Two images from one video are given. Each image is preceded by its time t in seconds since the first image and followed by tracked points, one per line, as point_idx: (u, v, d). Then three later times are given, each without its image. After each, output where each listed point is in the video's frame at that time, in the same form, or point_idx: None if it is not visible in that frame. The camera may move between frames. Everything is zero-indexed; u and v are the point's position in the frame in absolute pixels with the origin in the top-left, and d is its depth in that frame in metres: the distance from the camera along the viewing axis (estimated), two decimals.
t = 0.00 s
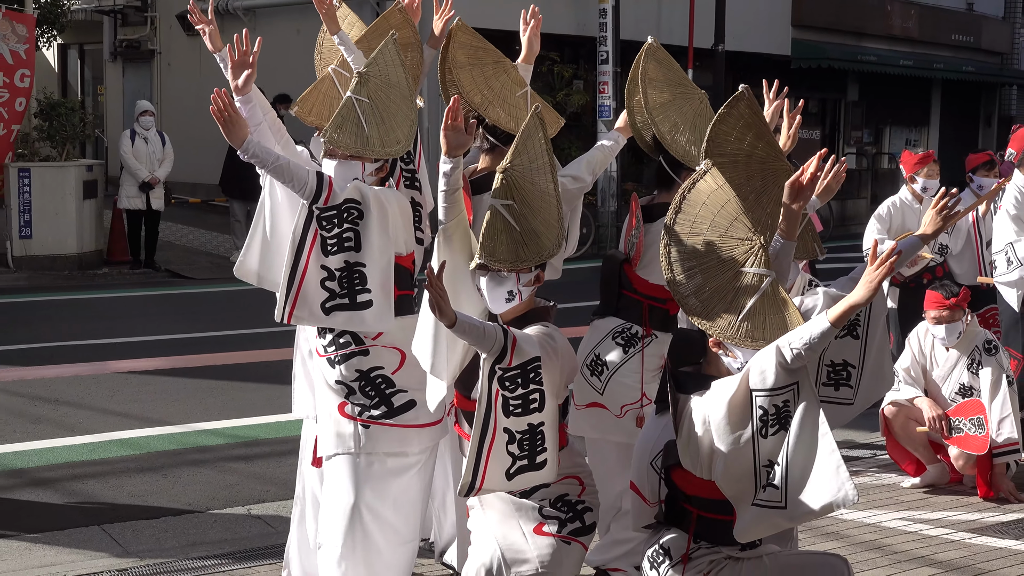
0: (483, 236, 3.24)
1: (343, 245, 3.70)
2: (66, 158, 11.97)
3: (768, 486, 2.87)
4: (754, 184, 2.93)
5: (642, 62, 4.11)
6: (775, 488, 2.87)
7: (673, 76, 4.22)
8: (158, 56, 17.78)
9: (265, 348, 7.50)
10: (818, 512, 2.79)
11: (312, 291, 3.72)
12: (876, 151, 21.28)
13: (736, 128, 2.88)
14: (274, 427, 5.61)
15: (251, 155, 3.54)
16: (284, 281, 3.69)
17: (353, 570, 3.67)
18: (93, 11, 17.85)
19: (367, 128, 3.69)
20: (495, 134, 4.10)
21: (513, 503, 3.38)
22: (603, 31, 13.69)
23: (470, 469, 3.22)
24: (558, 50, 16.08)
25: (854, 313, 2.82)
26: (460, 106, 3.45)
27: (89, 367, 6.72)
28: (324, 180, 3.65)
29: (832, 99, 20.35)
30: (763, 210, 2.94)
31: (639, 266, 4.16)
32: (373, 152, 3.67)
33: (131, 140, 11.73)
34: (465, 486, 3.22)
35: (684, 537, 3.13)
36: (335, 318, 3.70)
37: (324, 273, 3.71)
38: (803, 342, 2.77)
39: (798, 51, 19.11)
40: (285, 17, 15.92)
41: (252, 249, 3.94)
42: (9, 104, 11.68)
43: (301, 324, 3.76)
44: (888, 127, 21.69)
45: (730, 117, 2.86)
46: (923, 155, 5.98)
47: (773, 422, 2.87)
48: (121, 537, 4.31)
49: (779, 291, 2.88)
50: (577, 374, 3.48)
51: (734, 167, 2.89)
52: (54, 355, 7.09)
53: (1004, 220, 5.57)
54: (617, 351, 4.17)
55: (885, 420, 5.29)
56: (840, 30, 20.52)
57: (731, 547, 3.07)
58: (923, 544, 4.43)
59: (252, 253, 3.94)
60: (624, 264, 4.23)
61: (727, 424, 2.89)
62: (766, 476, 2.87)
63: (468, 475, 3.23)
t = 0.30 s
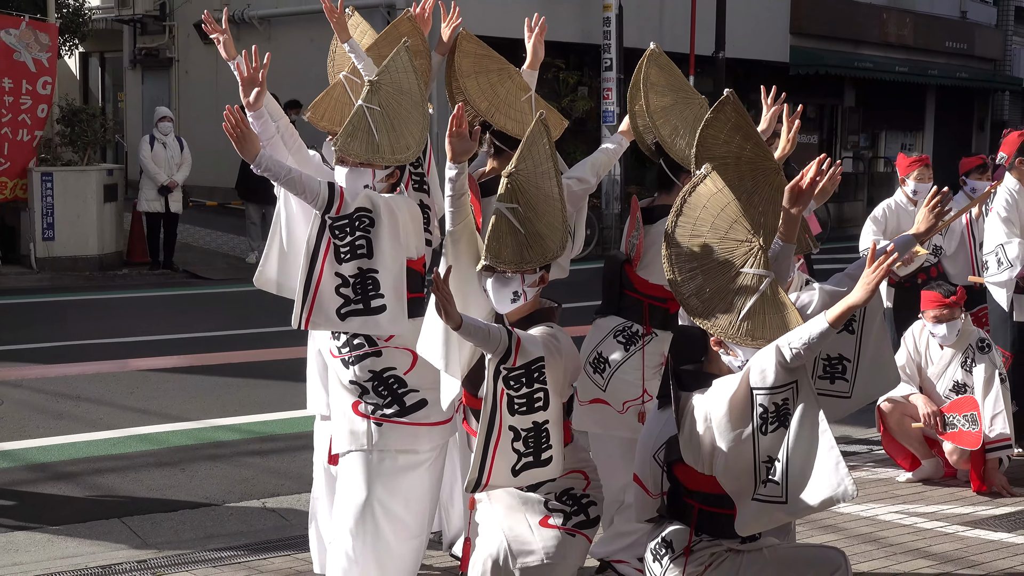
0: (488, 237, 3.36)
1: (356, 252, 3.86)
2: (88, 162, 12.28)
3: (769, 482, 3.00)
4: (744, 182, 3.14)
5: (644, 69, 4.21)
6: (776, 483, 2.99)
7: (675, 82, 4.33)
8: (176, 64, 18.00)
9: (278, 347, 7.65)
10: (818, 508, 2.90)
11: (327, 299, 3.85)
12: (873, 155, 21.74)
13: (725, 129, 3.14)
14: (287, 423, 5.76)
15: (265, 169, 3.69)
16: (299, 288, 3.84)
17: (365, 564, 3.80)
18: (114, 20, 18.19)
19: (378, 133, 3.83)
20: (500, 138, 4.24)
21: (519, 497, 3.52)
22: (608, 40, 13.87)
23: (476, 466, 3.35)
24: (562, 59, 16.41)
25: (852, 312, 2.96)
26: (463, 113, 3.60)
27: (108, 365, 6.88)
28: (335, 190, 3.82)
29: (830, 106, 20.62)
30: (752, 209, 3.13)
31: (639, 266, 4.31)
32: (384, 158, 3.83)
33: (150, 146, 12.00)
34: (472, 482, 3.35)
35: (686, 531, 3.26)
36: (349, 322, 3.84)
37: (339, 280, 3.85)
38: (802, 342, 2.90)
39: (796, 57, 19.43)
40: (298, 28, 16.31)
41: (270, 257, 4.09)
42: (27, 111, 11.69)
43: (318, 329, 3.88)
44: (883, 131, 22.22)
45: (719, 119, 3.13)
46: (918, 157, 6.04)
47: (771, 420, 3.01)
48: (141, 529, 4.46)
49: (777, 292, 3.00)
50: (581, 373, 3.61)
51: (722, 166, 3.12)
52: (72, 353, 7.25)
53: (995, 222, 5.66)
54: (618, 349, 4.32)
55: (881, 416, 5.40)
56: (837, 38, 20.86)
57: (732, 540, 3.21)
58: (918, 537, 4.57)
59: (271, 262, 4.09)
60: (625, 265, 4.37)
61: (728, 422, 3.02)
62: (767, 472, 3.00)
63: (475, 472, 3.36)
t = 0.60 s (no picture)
0: (498, 240, 3.50)
1: (368, 255, 3.97)
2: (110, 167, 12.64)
3: (773, 478, 3.12)
4: (744, 186, 3.26)
5: (644, 76, 4.35)
6: (779, 479, 3.11)
7: (675, 88, 4.49)
8: (195, 72, 18.48)
9: (293, 346, 7.82)
10: (819, 504, 3.01)
11: (341, 300, 3.96)
12: (870, 160, 22.39)
13: (727, 133, 3.25)
14: (303, 419, 5.92)
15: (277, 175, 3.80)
16: (313, 290, 3.93)
17: (379, 556, 3.91)
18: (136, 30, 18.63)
19: (391, 138, 3.97)
20: (506, 144, 4.39)
21: (528, 492, 3.64)
22: (613, 48, 14.02)
23: (485, 461, 3.49)
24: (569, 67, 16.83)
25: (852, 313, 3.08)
26: (471, 121, 3.70)
27: (129, 363, 7.05)
28: (347, 196, 3.92)
29: (830, 112, 21.42)
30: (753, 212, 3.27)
31: (641, 268, 4.43)
32: (397, 162, 3.95)
33: (171, 151, 12.37)
34: (478, 476, 3.49)
35: (690, 524, 3.40)
36: (363, 323, 3.95)
37: (352, 282, 3.96)
38: (804, 342, 3.02)
39: (796, 64, 19.91)
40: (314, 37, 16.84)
41: (288, 260, 4.23)
42: (50, 118, 12.23)
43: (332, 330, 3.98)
44: (881, 138, 22.86)
45: (721, 124, 3.24)
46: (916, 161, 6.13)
47: (775, 417, 3.13)
48: (162, 522, 4.61)
49: (779, 293, 3.13)
50: (587, 372, 3.75)
51: (723, 169, 3.23)
52: (92, 352, 7.43)
53: (989, 225, 5.90)
54: (622, 348, 4.46)
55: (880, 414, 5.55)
56: (836, 47, 21.29)
57: (734, 534, 3.35)
58: (915, 531, 4.70)
59: (288, 266, 4.23)
60: (628, 266, 4.49)
61: (731, 420, 3.15)
62: (771, 468, 3.12)
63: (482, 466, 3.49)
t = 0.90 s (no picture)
0: (508, 243, 3.65)
1: (382, 255, 4.08)
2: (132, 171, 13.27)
3: (775, 474, 3.26)
4: (749, 188, 3.41)
5: (649, 80, 4.38)
6: (780, 475, 3.25)
7: (678, 91, 4.50)
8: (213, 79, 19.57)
9: (308, 344, 8.01)
10: (820, 498, 3.17)
11: (354, 298, 4.07)
12: (869, 166, 22.75)
13: (733, 137, 3.39)
14: (318, 416, 6.09)
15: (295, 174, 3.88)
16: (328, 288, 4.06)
17: (390, 549, 4.05)
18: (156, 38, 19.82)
19: (406, 140, 4.10)
20: (513, 149, 4.55)
21: (536, 488, 3.78)
22: (619, 55, 14.18)
23: (497, 457, 3.61)
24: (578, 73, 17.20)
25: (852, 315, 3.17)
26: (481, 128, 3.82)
27: (148, 361, 7.24)
28: (363, 196, 4.03)
29: (830, 118, 21.66)
30: (755, 214, 3.42)
31: (645, 267, 4.59)
32: (411, 163, 4.08)
33: (191, 156, 12.88)
34: (492, 472, 3.62)
35: (694, 518, 3.54)
36: (376, 320, 4.07)
37: (366, 280, 4.07)
38: (806, 342, 3.13)
39: (798, 72, 20.31)
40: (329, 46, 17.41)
41: (301, 258, 4.37)
42: (73, 123, 12.76)
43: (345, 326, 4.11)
44: (881, 143, 23.30)
45: (727, 128, 3.38)
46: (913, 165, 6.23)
47: (776, 415, 3.23)
48: (181, 515, 4.76)
49: (783, 294, 3.25)
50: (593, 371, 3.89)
51: (729, 173, 3.38)
52: (112, 349, 7.62)
53: (984, 228, 6.01)
54: (627, 345, 4.61)
55: (879, 411, 5.72)
56: (836, 55, 21.63)
57: (737, 528, 3.48)
58: (913, 525, 4.84)
59: (302, 263, 4.37)
60: (633, 266, 4.64)
61: (734, 416, 3.26)
62: (773, 464, 3.25)
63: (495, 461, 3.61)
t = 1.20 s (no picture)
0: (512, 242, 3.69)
1: (392, 251, 4.21)
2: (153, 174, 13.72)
3: (774, 467, 3.37)
4: (752, 190, 3.43)
5: (651, 84, 4.47)
6: (779, 468, 3.37)
7: (680, 94, 4.58)
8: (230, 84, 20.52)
9: (322, 342, 8.24)
10: (818, 490, 3.29)
11: (365, 293, 4.20)
12: (868, 167, 22.82)
13: (737, 139, 3.38)
14: (332, 411, 6.31)
15: (313, 170, 4.02)
16: (339, 282, 4.19)
17: (400, 542, 4.08)
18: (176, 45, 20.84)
19: (414, 144, 4.19)
20: (519, 152, 4.67)
21: (541, 480, 3.85)
22: (624, 62, 14.37)
23: (504, 449, 3.73)
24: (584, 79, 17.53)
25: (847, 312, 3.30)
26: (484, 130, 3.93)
27: (168, 359, 7.48)
28: (376, 194, 4.19)
29: (828, 121, 21.80)
30: (758, 214, 3.45)
31: (650, 265, 4.76)
32: (419, 168, 4.19)
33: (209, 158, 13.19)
34: (501, 465, 3.74)
35: (695, 511, 3.64)
36: (384, 315, 4.20)
37: (376, 276, 4.21)
38: (801, 338, 3.24)
39: (797, 78, 20.46)
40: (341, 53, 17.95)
41: (314, 254, 4.50)
42: (94, 127, 13.27)
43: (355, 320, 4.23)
44: (877, 146, 23.55)
45: (732, 129, 3.36)
46: (912, 169, 6.45)
47: (774, 408, 3.37)
48: (198, 506, 4.93)
49: (780, 293, 3.38)
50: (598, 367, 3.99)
51: (734, 175, 3.40)
52: (131, 347, 7.87)
53: (977, 230, 6.21)
54: (632, 341, 4.77)
55: (875, 407, 5.84)
56: (834, 60, 21.85)
57: (738, 520, 3.59)
58: (909, 518, 4.98)
59: (314, 258, 4.50)
60: (637, 263, 4.80)
61: (733, 409, 3.38)
62: (772, 457, 3.37)
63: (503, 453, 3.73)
